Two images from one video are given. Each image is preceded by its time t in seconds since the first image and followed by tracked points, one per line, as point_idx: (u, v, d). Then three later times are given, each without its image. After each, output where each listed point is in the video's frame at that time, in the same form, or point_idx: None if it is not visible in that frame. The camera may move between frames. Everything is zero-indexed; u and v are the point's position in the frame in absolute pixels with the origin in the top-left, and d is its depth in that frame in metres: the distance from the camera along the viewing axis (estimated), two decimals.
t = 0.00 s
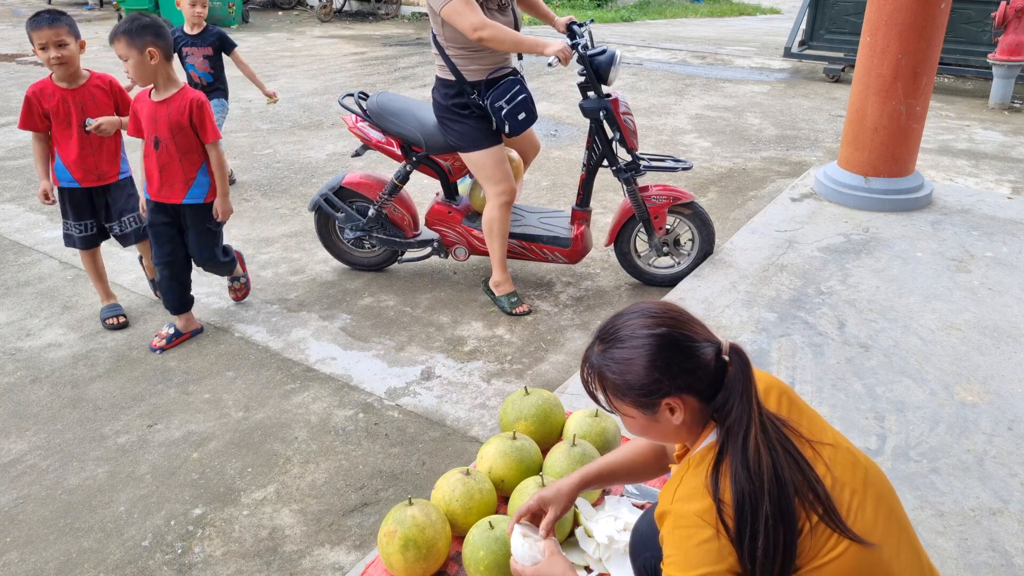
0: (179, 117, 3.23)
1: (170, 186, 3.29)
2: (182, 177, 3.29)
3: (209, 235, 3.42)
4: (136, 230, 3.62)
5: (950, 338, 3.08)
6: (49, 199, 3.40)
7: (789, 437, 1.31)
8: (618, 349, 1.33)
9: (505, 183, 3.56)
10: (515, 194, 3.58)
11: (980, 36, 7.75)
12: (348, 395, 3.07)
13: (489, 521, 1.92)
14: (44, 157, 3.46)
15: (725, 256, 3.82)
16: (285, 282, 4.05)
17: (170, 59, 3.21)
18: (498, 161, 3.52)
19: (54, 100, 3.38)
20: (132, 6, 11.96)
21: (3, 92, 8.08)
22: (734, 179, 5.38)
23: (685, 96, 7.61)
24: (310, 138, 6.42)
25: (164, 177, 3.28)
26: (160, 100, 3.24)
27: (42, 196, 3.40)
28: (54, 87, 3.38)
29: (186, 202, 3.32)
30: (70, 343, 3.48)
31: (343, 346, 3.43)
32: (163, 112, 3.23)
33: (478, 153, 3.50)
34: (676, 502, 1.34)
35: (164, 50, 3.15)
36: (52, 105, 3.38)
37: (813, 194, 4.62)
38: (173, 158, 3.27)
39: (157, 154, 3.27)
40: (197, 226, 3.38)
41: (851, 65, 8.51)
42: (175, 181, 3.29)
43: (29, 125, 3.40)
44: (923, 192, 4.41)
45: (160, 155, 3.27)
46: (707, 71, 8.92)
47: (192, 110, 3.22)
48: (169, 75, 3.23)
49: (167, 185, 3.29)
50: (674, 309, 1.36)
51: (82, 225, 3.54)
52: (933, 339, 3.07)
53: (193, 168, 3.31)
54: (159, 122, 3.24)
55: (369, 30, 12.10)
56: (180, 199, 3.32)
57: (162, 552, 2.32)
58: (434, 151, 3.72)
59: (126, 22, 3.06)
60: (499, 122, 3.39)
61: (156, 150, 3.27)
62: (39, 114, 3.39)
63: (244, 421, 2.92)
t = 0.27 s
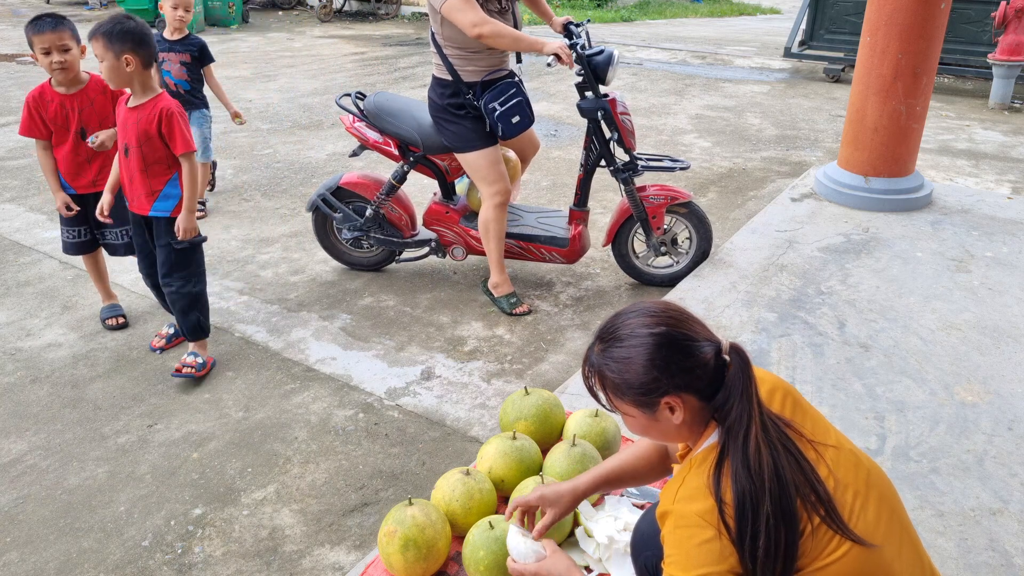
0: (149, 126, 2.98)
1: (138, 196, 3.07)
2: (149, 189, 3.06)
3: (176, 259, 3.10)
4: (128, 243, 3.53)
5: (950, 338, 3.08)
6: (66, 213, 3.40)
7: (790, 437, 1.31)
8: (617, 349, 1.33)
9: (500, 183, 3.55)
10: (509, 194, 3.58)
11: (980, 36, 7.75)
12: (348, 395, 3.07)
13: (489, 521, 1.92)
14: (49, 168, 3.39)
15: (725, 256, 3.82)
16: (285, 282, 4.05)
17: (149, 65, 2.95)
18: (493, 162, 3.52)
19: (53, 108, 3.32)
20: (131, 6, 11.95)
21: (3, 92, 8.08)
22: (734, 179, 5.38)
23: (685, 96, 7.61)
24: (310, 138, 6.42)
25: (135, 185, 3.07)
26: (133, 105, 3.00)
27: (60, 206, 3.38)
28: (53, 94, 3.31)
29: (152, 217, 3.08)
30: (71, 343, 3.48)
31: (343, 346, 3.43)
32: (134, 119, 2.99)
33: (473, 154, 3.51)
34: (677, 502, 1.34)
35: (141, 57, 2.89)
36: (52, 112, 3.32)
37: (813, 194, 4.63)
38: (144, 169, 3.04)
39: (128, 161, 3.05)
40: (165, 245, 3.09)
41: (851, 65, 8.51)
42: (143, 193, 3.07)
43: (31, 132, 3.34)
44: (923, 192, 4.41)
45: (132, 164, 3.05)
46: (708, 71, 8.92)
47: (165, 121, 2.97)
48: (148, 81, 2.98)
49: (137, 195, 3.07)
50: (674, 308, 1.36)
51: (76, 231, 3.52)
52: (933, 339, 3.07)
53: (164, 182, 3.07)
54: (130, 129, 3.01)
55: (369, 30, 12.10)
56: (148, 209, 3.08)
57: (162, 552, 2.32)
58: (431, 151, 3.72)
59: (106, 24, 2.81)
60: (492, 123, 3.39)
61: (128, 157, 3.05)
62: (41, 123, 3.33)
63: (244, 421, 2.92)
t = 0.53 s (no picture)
0: (133, 138, 2.88)
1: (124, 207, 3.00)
2: (132, 204, 2.98)
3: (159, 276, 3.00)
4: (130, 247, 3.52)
5: (950, 338, 3.08)
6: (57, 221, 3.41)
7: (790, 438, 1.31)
8: (617, 350, 1.33)
9: (497, 183, 3.55)
10: (506, 194, 3.58)
11: (980, 36, 7.75)
12: (348, 395, 3.07)
13: (489, 521, 1.92)
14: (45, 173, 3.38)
15: (725, 256, 3.82)
16: (285, 282, 4.05)
17: (138, 75, 2.85)
18: (490, 162, 3.51)
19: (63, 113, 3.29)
20: (131, 6, 11.95)
21: (3, 92, 8.08)
22: (734, 179, 5.38)
23: (685, 96, 7.61)
24: (310, 138, 6.42)
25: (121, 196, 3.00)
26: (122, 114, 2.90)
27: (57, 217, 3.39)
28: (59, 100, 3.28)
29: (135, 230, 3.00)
30: (71, 343, 3.48)
31: (343, 346, 3.43)
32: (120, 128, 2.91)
33: (470, 155, 3.50)
34: (677, 503, 1.34)
35: (123, 66, 2.78)
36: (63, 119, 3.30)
37: (813, 194, 4.63)
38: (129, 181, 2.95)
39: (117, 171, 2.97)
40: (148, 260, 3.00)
41: (851, 65, 8.51)
42: (129, 205, 2.99)
43: (37, 138, 3.30)
44: (923, 192, 4.41)
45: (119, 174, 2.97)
46: (708, 71, 8.92)
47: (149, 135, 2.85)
48: (138, 90, 2.88)
49: (124, 205, 3.00)
50: (673, 310, 1.36)
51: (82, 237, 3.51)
52: (933, 339, 3.07)
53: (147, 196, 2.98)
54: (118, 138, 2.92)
55: (369, 30, 12.10)
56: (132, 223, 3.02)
57: (162, 552, 2.32)
58: (429, 151, 3.72)
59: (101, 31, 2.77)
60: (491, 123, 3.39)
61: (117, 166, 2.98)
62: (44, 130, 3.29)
63: (244, 421, 2.92)
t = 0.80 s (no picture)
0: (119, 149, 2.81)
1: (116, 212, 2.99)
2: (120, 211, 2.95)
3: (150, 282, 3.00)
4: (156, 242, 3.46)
5: (950, 338, 3.08)
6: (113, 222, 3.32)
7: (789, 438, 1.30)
8: (615, 352, 1.33)
9: (493, 183, 3.55)
10: (502, 193, 3.58)
11: (980, 36, 7.75)
12: (348, 395, 3.07)
13: (489, 521, 1.92)
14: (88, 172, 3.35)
15: (724, 256, 3.83)
16: (285, 282, 4.05)
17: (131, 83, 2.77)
18: (487, 161, 3.51)
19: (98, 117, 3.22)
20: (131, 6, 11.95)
21: (3, 91, 8.07)
22: (734, 179, 5.38)
23: (685, 96, 7.61)
24: (310, 138, 6.42)
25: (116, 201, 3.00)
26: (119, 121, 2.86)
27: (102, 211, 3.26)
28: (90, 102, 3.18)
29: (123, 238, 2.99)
30: (71, 343, 3.48)
31: (343, 346, 3.43)
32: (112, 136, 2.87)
33: (467, 154, 3.50)
34: (676, 503, 1.34)
35: (112, 71, 2.72)
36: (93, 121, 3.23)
37: (813, 194, 4.63)
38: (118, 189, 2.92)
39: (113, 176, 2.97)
40: (140, 268, 2.99)
41: (851, 65, 8.51)
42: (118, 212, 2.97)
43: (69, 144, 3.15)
44: (923, 192, 4.41)
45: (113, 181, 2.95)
46: (708, 71, 8.92)
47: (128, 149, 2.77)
48: (134, 97, 2.80)
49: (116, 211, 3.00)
50: (672, 310, 1.36)
51: (110, 242, 3.50)
52: (933, 339, 3.07)
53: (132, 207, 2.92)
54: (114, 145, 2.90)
55: (369, 30, 12.10)
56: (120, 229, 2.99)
57: (162, 552, 2.32)
58: (426, 150, 3.72)
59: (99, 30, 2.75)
60: (489, 122, 3.40)
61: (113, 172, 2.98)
62: (82, 131, 3.18)
63: (244, 421, 2.92)
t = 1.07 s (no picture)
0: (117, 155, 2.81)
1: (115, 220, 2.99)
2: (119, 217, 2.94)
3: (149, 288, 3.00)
4: (228, 241, 3.43)
5: (950, 338, 3.08)
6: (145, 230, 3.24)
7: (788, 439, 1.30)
8: (613, 356, 1.33)
9: (490, 181, 3.55)
10: (498, 192, 3.57)
11: (980, 36, 7.75)
12: (348, 395, 3.07)
13: (489, 521, 1.92)
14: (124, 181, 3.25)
15: (724, 256, 3.83)
16: (285, 282, 4.05)
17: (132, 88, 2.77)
18: (484, 160, 3.51)
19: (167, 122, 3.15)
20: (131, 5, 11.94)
21: (3, 91, 8.07)
22: (733, 179, 5.38)
23: (685, 96, 7.61)
24: (310, 138, 6.42)
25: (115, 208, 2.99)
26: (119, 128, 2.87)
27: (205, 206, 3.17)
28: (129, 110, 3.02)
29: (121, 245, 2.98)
30: (71, 343, 3.48)
31: (343, 346, 3.43)
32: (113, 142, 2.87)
33: (465, 152, 3.49)
34: (676, 505, 1.33)
35: (113, 75, 2.73)
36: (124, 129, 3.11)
37: (813, 194, 4.62)
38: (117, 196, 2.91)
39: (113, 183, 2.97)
40: (140, 274, 2.99)
41: (851, 65, 8.51)
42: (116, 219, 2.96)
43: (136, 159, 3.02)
44: (923, 192, 4.41)
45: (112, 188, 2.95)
46: (708, 71, 8.92)
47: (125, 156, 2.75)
48: (133, 103, 2.79)
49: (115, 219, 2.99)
50: (668, 313, 1.36)
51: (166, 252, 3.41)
52: (933, 340, 3.07)
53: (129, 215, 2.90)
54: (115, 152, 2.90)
55: (369, 30, 12.10)
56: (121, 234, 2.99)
57: (162, 552, 2.32)
58: (424, 148, 3.72)
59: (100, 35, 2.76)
60: (489, 119, 3.40)
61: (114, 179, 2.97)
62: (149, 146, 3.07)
63: (244, 421, 2.92)
